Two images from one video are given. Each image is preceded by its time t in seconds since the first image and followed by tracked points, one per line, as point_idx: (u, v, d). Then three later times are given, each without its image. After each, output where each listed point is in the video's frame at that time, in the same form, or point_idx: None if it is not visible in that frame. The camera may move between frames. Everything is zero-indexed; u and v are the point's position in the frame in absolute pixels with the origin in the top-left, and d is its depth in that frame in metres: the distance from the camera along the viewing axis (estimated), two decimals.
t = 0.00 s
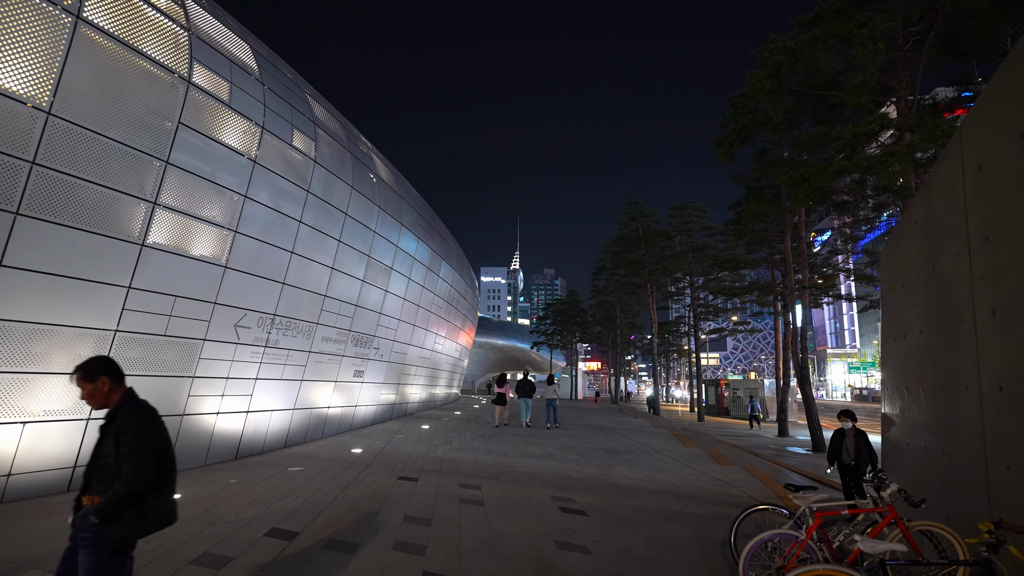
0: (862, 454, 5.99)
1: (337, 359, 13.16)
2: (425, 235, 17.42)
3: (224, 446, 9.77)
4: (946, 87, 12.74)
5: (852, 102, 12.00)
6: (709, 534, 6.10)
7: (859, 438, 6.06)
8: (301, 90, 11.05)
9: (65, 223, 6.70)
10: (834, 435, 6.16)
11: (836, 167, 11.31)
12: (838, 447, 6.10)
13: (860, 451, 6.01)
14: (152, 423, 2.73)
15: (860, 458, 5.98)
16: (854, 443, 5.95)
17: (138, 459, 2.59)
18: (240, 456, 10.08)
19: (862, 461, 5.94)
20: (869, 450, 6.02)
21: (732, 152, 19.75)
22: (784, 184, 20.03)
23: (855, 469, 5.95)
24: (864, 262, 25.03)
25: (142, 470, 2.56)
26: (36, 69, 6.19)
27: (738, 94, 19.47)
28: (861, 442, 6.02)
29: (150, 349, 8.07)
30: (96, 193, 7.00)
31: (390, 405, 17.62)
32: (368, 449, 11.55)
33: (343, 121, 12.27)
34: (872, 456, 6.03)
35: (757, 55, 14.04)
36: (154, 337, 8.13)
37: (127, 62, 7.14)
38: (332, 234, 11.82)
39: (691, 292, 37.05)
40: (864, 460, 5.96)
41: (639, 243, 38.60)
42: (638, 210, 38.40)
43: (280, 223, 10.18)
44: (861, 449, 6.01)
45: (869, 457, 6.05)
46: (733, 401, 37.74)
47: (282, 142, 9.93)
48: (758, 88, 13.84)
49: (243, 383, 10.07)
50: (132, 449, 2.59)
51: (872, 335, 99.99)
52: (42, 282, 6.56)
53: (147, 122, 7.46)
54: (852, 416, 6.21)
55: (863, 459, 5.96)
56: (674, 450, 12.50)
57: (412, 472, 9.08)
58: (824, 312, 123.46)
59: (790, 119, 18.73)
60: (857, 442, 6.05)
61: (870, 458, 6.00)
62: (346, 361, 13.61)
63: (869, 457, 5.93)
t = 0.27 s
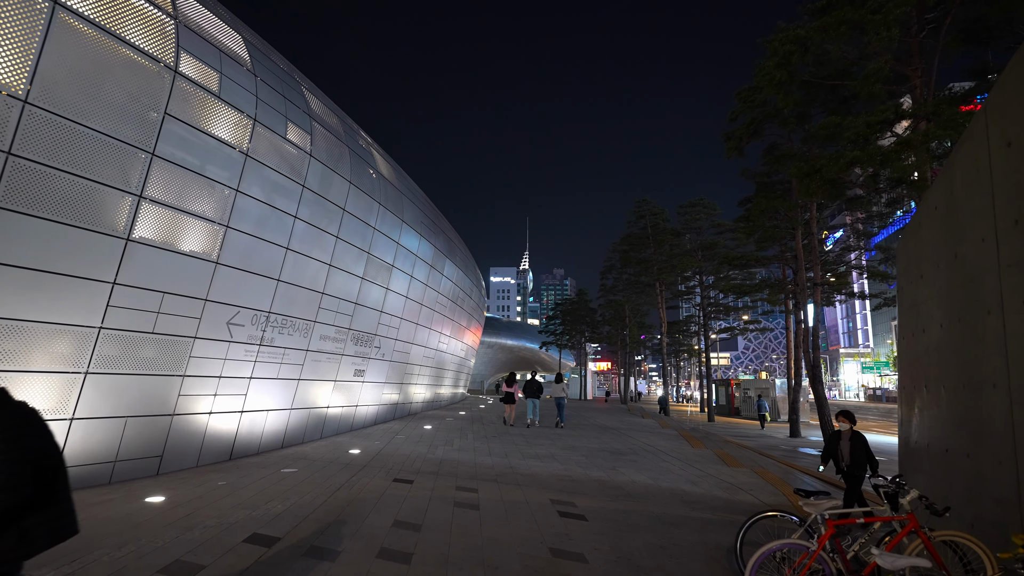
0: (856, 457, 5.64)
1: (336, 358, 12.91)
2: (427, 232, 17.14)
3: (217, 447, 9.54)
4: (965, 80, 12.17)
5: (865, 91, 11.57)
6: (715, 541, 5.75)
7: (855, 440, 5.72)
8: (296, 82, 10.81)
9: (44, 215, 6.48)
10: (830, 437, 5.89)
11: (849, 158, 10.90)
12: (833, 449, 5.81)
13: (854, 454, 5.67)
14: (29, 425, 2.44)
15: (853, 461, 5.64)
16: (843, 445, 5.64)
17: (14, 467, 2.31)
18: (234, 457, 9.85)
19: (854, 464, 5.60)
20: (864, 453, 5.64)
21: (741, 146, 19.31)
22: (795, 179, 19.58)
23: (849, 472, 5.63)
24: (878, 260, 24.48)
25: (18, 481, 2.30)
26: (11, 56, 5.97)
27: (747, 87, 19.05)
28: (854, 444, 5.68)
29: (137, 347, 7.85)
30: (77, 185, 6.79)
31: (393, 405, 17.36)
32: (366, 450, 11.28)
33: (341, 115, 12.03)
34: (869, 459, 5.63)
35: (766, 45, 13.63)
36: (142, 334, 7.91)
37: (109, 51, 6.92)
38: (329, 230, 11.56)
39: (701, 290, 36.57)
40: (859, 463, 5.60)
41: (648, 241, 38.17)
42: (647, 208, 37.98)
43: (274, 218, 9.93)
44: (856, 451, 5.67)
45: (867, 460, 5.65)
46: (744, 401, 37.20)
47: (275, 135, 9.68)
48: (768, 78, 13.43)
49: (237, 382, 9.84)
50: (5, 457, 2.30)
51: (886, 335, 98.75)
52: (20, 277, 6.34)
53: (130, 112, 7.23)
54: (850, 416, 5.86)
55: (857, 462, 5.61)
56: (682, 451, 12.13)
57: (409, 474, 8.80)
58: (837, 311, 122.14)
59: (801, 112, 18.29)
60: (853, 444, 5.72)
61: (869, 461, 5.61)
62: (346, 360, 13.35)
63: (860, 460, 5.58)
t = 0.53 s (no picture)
0: (852, 461, 5.31)
1: (336, 358, 12.65)
2: (430, 230, 16.86)
3: (210, 448, 9.30)
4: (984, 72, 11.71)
5: (880, 80, 11.16)
6: (722, 550, 5.41)
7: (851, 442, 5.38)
8: (292, 75, 10.57)
9: (23, 208, 6.25)
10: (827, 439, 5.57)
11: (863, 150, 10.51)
12: (828, 453, 5.49)
13: (849, 458, 5.35)
14: None
15: (848, 465, 5.32)
16: (838, 449, 5.31)
17: None
18: (228, 459, 9.60)
19: (850, 470, 5.28)
20: (859, 456, 5.30)
21: (751, 141, 18.88)
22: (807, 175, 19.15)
23: (845, 477, 5.32)
24: (892, 258, 23.96)
25: None
26: None
27: (757, 81, 18.64)
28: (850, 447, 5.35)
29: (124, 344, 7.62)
30: (59, 178, 6.57)
31: (396, 406, 17.10)
32: (364, 451, 11.02)
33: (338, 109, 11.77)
34: (866, 463, 5.29)
35: (777, 35, 13.23)
36: (129, 332, 7.68)
37: (90, 38, 6.71)
38: (327, 226, 11.30)
39: (711, 290, 36.10)
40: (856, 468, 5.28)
41: (657, 240, 37.77)
42: (656, 206, 37.58)
43: (268, 213, 9.68)
44: (853, 455, 5.33)
45: (865, 464, 5.32)
46: (755, 402, 36.69)
47: (269, 127, 9.43)
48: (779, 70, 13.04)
49: (231, 382, 9.60)
50: None
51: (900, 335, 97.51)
52: None
53: (114, 102, 7.01)
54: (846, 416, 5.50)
55: (853, 467, 5.29)
56: (689, 454, 11.77)
57: (405, 476, 8.51)
58: (849, 311, 120.84)
59: (812, 106, 17.87)
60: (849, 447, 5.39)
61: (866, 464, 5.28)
62: (346, 360, 13.09)
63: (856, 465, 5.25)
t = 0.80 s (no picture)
0: (849, 469, 4.93)
1: (335, 357, 12.38)
2: (433, 227, 16.57)
3: (203, 449, 9.03)
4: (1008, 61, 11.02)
5: (896, 69, 10.76)
6: (730, 561, 5.05)
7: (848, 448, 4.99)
8: (287, 66, 10.32)
9: None
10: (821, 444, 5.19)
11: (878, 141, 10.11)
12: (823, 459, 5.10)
13: (846, 465, 4.95)
14: None
15: (846, 473, 4.94)
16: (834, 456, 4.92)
17: None
18: (223, 460, 9.35)
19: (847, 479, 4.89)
20: (858, 464, 4.91)
21: (762, 136, 18.44)
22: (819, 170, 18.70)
23: (843, 486, 4.94)
24: (906, 256, 23.46)
25: None
26: None
27: (768, 74, 18.23)
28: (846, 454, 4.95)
29: (111, 342, 7.38)
30: (39, 168, 6.33)
31: (399, 405, 16.83)
32: (363, 452, 10.74)
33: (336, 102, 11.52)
34: (864, 471, 4.92)
35: (789, 24, 12.83)
36: (116, 329, 7.43)
37: (71, 23, 6.47)
38: (325, 222, 11.03)
39: (721, 289, 35.65)
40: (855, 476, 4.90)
41: (666, 239, 37.37)
42: (665, 205, 37.24)
43: (263, 207, 9.42)
44: (849, 461, 4.94)
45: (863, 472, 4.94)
46: (765, 403, 36.20)
47: (262, 119, 9.18)
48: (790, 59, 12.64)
49: (225, 381, 9.34)
50: None
51: (913, 335, 96.32)
52: None
53: (98, 90, 6.77)
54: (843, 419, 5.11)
55: (851, 476, 4.90)
56: (698, 455, 11.41)
57: (402, 479, 8.23)
58: (862, 311, 119.50)
59: (825, 99, 17.43)
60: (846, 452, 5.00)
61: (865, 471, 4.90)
62: (346, 359, 12.82)
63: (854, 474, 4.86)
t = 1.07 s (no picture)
0: (839, 469, 4.93)
1: (333, 356, 12.13)
2: (435, 224, 16.28)
3: (194, 451, 8.78)
4: None
5: (911, 56, 10.33)
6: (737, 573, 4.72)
7: (838, 447, 5.00)
8: (280, 57, 10.05)
9: None
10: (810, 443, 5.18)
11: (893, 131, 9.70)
12: (813, 461, 5.11)
13: (837, 464, 4.96)
14: None
15: (836, 473, 4.93)
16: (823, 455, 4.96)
17: None
18: (214, 462, 9.09)
19: (838, 479, 4.88)
20: (850, 464, 4.92)
21: (771, 130, 18.00)
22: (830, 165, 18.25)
23: (832, 486, 4.93)
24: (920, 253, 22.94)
25: None
26: None
27: (777, 67, 17.80)
28: (837, 453, 4.96)
29: (93, 340, 7.12)
30: (15, 159, 6.08)
31: (401, 406, 16.56)
32: (360, 454, 10.46)
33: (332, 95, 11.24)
34: (854, 471, 4.92)
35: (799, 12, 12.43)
36: (99, 327, 7.18)
37: (48, 7, 6.22)
38: (321, 218, 10.76)
39: (730, 288, 35.17)
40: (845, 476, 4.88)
41: (674, 237, 36.92)
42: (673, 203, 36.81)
43: (255, 202, 9.16)
44: (838, 461, 4.96)
45: (853, 473, 4.94)
46: (776, 403, 35.67)
47: (254, 111, 8.91)
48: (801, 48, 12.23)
49: (216, 381, 9.08)
50: None
51: (926, 335, 95.11)
52: None
53: (77, 78, 6.51)
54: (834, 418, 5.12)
55: (841, 476, 4.89)
56: (706, 457, 11.04)
57: (396, 482, 7.93)
58: (874, 310, 118.26)
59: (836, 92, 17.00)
60: (836, 452, 5.01)
61: (857, 472, 4.90)
62: (345, 358, 12.56)
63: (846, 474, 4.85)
